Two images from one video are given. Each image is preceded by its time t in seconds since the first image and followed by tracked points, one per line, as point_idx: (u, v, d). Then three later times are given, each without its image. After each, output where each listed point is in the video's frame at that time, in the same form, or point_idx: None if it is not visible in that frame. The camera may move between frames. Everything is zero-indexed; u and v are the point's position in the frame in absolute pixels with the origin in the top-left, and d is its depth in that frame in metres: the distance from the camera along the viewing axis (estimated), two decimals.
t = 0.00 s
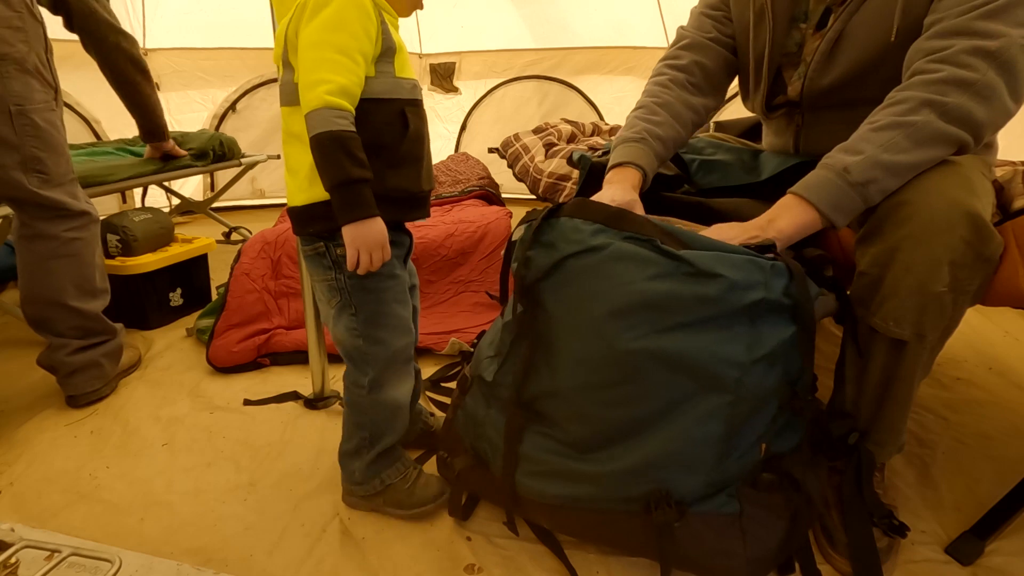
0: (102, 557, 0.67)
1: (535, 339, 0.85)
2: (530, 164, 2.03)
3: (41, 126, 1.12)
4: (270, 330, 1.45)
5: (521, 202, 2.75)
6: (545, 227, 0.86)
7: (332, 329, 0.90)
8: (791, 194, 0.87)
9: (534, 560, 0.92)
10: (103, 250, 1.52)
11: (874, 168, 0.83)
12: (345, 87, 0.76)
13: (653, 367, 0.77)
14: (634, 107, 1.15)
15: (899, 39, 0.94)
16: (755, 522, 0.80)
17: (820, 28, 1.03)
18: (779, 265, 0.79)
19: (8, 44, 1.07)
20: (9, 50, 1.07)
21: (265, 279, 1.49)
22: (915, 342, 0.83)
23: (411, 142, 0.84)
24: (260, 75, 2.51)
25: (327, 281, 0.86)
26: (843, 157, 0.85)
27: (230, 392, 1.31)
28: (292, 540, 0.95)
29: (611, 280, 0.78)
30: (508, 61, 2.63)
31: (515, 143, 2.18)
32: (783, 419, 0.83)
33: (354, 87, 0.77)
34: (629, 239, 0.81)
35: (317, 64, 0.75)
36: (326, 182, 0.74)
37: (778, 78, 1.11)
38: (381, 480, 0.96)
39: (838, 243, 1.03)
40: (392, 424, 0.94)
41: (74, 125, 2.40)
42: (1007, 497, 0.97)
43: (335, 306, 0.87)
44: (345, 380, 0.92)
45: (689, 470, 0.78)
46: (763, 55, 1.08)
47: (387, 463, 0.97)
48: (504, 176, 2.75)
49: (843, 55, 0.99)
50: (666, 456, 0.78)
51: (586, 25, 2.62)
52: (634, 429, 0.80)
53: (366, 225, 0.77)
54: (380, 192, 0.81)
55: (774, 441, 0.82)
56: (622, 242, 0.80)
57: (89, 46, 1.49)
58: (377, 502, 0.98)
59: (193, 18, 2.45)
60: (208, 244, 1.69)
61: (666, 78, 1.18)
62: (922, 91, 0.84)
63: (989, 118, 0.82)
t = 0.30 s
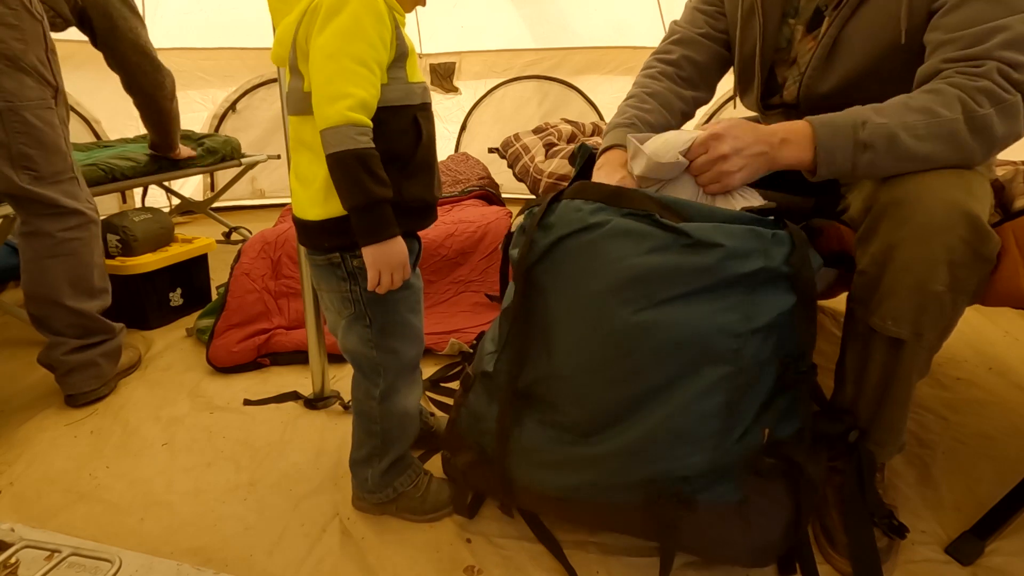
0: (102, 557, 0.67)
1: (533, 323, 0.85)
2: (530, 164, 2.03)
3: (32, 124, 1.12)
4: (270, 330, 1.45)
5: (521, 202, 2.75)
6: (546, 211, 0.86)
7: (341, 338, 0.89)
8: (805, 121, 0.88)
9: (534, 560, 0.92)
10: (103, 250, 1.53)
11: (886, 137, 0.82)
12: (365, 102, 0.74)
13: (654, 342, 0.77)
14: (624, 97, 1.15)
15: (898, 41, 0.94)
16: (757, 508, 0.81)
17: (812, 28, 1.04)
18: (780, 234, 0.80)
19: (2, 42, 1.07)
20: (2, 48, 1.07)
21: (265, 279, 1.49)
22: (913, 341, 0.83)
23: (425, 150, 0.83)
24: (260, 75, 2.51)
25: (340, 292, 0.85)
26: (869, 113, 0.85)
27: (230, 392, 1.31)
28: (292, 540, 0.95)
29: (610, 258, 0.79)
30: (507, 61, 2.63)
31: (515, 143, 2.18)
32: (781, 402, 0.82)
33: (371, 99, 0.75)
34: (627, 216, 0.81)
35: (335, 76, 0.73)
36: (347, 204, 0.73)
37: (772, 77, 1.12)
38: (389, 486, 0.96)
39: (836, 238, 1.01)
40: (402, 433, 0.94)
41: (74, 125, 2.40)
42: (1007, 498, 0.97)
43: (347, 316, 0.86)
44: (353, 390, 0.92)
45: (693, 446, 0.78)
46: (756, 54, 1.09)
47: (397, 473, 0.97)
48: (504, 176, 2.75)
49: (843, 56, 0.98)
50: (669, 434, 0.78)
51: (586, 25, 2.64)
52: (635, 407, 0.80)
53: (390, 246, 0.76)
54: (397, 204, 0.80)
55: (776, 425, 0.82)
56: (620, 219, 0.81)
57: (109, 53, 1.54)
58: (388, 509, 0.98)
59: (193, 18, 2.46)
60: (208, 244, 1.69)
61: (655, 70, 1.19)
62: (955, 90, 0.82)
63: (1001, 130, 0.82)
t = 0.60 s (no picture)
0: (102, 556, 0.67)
1: (548, 329, 0.85)
2: (530, 164, 2.03)
3: (16, 124, 1.08)
4: (270, 330, 1.45)
5: (521, 202, 2.75)
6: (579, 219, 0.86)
7: (343, 346, 0.89)
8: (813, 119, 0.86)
9: (534, 560, 0.92)
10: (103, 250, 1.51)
11: (896, 137, 0.82)
12: (370, 106, 0.74)
13: (675, 363, 0.77)
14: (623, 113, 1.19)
15: (891, 44, 0.94)
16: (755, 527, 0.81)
17: (810, 29, 1.04)
18: (815, 269, 0.79)
19: None
20: None
21: (265, 279, 1.49)
22: (911, 341, 0.83)
23: (429, 155, 0.83)
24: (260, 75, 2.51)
25: (342, 301, 0.84)
26: (878, 111, 0.83)
27: (230, 392, 1.31)
28: (291, 540, 0.95)
29: (637, 274, 0.78)
30: (507, 61, 2.63)
31: (515, 143, 2.18)
32: (788, 416, 0.83)
33: (376, 103, 0.75)
34: (661, 234, 0.81)
35: (339, 78, 0.73)
36: (348, 213, 0.73)
37: (772, 79, 1.12)
38: (389, 488, 0.96)
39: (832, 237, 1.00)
40: (404, 441, 0.94)
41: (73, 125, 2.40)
42: (1007, 498, 0.97)
43: (349, 326, 0.86)
44: (354, 397, 0.91)
45: (703, 470, 0.78)
46: (753, 56, 1.09)
47: (396, 476, 0.96)
48: (504, 176, 2.75)
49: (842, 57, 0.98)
50: (680, 454, 0.77)
51: (586, 25, 2.63)
52: (646, 426, 0.79)
53: (385, 260, 0.76)
54: (401, 210, 0.80)
55: (782, 441, 0.83)
56: (653, 236, 0.81)
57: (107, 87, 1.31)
58: (388, 510, 0.98)
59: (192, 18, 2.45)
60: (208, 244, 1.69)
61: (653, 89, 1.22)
62: (957, 91, 0.82)
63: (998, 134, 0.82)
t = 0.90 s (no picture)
0: (102, 557, 0.66)
1: (558, 333, 0.84)
2: (530, 164, 2.03)
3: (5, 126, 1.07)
4: (270, 330, 1.45)
5: (521, 202, 2.75)
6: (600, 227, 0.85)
7: (348, 345, 0.89)
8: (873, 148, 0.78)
9: (534, 560, 0.92)
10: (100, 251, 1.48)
11: (951, 161, 0.78)
12: (389, 105, 0.74)
13: (683, 379, 0.76)
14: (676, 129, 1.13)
15: (902, 39, 0.94)
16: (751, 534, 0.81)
17: (826, 23, 1.04)
18: (833, 298, 0.79)
19: None
20: None
21: (264, 280, 1.49)
22: (915, 341, 0.83)
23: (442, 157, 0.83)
24: (260, 75, 2.51)
25: (348, 300, 0.84)
26: (933, 136, 0.77)
27: (230, 392, 1.31)
28: (291, 540, 0.95)
29: (654, 287, 0.77)
30: (508, 61, 2.63)
31: (515, 143, 2.18)
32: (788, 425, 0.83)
33: (395, 103, 0.75)
34: (680, 248, 0.80)
35: (359, 77, 0.72)
36: (366, 211, 0.73)
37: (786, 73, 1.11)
38: (389, 488, 0.96)
39: (839, 241, 1.03)
40: (406, 442, 0.94)
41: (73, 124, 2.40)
42: (1008, 498, 0.97)
43: (355, 325, 0.86)
44: (358, 397, 0.91)
45: (703, 482, 0.78)
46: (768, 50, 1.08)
47: (397, 476, 0.96)
48: (504, 176, 2.75)
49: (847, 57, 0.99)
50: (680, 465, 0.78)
51: (587, 24, 2.62)
52: (649, 438, 0.79)
53: (407, 256, 0.76)
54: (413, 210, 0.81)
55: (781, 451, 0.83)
56: (675, 250, 0.79)
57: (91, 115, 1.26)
58: (388, 511, 0.98)
59: (194, 18, 2.38)
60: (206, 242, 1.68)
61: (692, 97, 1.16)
62: (993, 98, 0.80)
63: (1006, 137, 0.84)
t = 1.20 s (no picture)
0: (102, 557, 0.66)
1: (570, 324, 0.84)
2: (530, 164, 2.03)
3: None
4: (270, 330, 1.45)
5: (521, 202, 2.75)
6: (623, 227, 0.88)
7: (349, 339, 0.89)
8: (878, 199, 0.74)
9: (534, 560, 0.92)
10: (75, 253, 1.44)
11: (959, 184, 0.77)
12: (380, 99, 0.73)
13: (689, 378, 0.76)
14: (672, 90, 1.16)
15: (913, 36, 0.94)
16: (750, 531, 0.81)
17: (840, 13, 1.05)
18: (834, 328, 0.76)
19: None
20: None
21: (265, 279, 1.49)
22: (919, 345, 0.82)
23: (444, 147, 0.83)
24: (260, 75, 2.51)
25: (351, 293, 0.84)
26: (940, 164, 0.75)
27: (230, 392, 1.31)
28: (291, 540, 0.95)
29: (666, 286, 0.78)
30: (508, 61, 2.63)
31: (515, 143, 2.18)
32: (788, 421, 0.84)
33: (386, 97, 0.74)
34: (697, 258, 0.81)
35: (349, 74, 0.72)
36: (367, 206, 0.73)
37: (795, 62, 1.11)
38: (389, 488, 0.96)
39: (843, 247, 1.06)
40: (403, 441, 0.94)
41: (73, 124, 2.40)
42: (1008, 498, 0.97)
43: (356, 319, 0.86)
44: (355, 393, 0.91)
45: (705, 478, 0.78)
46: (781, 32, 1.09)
47: (396, 476, 0.96)
48: (504, 176, 2.75)
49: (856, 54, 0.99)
50: (682, 461, 0.77)
51: (587, 24, 2.62)
52: (653, 434, 0.79)
53: (409, 248, 0.76)
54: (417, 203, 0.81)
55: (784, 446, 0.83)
56: (690, 256, 0.81)
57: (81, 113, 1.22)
58: (389, 511, 0.98)
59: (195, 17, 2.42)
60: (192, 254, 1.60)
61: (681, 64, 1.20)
62: (999, 108, 0.78)
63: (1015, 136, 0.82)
